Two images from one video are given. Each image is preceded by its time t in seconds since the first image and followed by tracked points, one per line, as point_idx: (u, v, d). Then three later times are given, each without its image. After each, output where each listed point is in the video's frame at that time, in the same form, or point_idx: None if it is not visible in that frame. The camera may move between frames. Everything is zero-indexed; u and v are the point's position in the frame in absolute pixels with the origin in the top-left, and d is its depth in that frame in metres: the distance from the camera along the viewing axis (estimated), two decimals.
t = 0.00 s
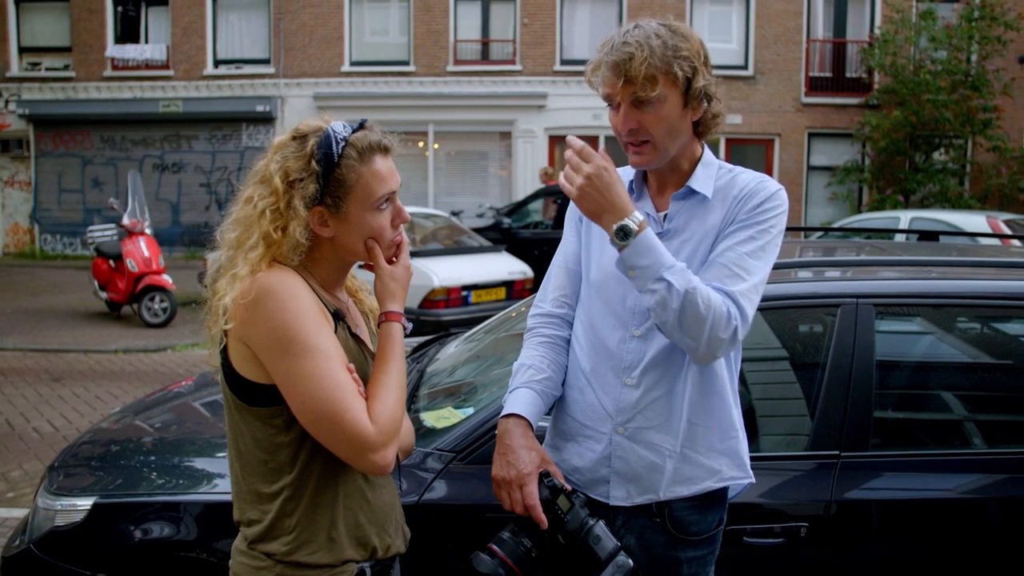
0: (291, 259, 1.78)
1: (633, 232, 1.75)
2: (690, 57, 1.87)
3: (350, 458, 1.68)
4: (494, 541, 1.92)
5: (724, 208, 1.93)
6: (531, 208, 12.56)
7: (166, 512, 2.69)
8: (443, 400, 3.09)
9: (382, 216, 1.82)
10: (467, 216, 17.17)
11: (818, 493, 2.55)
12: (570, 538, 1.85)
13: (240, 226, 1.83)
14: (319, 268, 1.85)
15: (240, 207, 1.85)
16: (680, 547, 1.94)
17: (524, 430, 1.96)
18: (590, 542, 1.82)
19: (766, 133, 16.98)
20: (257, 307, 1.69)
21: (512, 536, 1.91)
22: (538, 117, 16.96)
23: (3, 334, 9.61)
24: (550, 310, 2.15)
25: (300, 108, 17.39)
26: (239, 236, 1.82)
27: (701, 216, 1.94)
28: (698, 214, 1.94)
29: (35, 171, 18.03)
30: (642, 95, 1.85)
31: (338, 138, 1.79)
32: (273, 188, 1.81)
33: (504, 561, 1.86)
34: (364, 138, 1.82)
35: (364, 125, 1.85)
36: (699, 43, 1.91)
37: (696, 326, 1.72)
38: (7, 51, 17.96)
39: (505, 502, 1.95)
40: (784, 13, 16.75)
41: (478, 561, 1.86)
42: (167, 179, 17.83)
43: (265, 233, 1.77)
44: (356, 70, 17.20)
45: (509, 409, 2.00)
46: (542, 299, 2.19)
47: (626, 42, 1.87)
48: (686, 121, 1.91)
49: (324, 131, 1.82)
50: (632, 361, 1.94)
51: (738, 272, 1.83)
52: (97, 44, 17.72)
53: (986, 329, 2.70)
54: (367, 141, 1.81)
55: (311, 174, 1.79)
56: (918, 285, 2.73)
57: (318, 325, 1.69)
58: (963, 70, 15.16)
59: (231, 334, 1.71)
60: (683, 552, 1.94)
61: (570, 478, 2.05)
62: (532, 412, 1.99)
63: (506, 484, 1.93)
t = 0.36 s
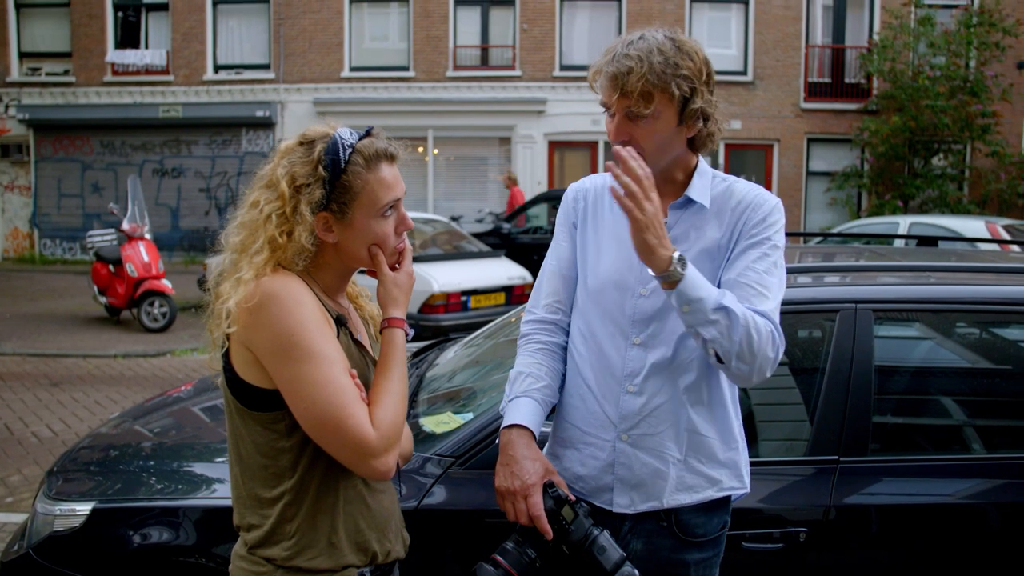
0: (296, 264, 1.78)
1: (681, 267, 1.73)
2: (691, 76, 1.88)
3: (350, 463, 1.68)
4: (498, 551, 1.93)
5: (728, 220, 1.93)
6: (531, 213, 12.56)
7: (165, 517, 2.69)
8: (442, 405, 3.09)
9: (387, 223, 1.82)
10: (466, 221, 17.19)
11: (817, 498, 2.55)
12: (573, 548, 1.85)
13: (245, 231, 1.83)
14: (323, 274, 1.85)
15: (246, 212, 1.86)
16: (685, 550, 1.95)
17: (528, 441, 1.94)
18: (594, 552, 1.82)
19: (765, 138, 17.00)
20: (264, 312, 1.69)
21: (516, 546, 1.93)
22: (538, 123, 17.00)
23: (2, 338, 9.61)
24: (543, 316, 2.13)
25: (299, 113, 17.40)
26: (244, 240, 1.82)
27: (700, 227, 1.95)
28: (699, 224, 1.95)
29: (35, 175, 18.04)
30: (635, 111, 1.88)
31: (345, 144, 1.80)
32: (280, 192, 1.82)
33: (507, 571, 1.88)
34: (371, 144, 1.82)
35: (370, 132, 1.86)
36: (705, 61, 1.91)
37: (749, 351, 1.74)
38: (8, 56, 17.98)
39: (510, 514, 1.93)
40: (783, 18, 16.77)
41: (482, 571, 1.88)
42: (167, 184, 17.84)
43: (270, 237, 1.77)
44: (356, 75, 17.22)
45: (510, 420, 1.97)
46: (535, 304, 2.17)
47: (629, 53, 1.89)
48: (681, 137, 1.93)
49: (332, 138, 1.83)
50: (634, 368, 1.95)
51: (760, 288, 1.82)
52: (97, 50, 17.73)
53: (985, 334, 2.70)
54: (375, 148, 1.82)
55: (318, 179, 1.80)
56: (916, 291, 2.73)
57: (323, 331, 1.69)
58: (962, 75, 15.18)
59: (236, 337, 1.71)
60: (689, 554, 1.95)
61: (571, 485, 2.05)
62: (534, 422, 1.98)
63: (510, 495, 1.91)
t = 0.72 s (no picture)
0: (294, 264, 1.79)
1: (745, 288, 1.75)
2: (705, 85, 1.90)
3: (347, 463, 1.69)
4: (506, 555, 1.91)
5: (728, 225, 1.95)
6: (530, 213, 12.57)
7: (165, 517, 2.70)
8: (442, 405, 3.09)
9: (385, 224, 1.83)
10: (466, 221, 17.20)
11: (816, 496, 2.56)
12: (582, 549, 1.85)
13: (244, 230, 1.84)
14: (320, 274, 1.86)
15: (245, 211, 1.87)
16: (688, 542, 1.96)
17: (534, 445, 1.94)
18: (605, 551, 1.82)
19: (765, 138, 16.99)
20: (264, 310, 1.69)
21: (525, 550, 1.91)
22: (538, 123, 17.02)
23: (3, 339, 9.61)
24: (537, 315, 2.12)
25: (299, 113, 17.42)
26: (243, 239, 1.83)
27: (697, 230, 1.96)
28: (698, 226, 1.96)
29: (35, 176, 18.05)
30: (651, 117, 1.88)
31: (344, 144, 1.80)
32: (279, 192, 1.82)
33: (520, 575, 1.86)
34: (370, 145, 1.82)
35: (370, 132, 1.86)
36: (715, 67, 1.93)
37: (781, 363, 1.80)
38: (8, 56, 17.99)
39: (518, 518, 1.93)
40: (783, 18, 16.77)
41: None
42: (167, 185, 17.85)
43: (269, 236, 1.78)
44: (356, 76, 17.23)
45: (516, 424, 1.97)
46: (527, 301, 2.15)
47: (648, 58, 1.87)
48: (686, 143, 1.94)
49: (331, 138, 1.83)
50: (633, 370, 1.96)
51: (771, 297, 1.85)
52: (96, 50, 17.72)
53: (984, 333, 2.70)
54: (374, 148, 1.82)
55: (317, 179, 1.80)
56: (916, 290, 2.74)
57: (321, 331, 1.70)
58: (961, 75, 15.19)
59: (234, 332, 1.71)
60: (691, 546, 1.96)
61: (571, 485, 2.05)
62: (538, 425, 1.98)
63: (519, 499, 1.91)
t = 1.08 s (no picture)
0: (288, 265, 1.79)
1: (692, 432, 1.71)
2: (663, 77, 1.87)
3: (340, 463, 1.70)
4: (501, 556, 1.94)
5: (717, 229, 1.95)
6: (528, 215, 12.57)
7: (162, 517, 2.70)
8: (438, 407, 3.10)
9: (379, 225, 1.84)
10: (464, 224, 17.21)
11: (812, 499, 2.57)
12: (575, 550, 1.84)
13: (237, 231, 1.84)
14: (314, 275, 1.86)
15: (238, 212, 1.87)
16: (683, 542, 1.97)
17: (525, 449, 1.95)
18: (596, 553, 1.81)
19: (762, 142, 17.03)
20: (255, 317, 1.69)
21: (518, 550, 1.93)
22: (536, 125, 17.04)
23: None
24: (535, 319, 2.13)
25: (298, 115, 17.43)
26: (236, 241, 1.83)
27: (689, 233, 1.96)
28: (689, 230, 1.96)
29: (32, 176, 18.04)
30: (612, 121, 1.87)
31: (337, 146, 1.81)
32: (272, 194, 1.83)
33: None
34: (363, 147, 1.83)
35: (363, 134, 1.87)
36: (675, 59, 1.89)
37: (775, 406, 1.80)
38: (6, 57, 17.97)
39: (511, 522, 1.95)
40: (781, 22, 16.81)
41: None
42: (165, 186, 17.85)
43: (262, 238, 1.78)
44: (354, 78, 17.24)
45: (507, 429, 1.97)
46: (527, 307, 2.17)
47: (596, 64, 1.87)
48: (662, 139, 1.92)
49: (324, 139, 1.84)
50: (627, 375, 1.97)
51: (759, 309, 1.85)
52: (95, 51, 17.71)
53: (980, 337, 2.71)
54: (366, 150, 1.83)
55: (310, 181, 1.81)
56: (911, 293, 2.75)
57: (313, 334, 1.71)
58: (958, 80, 15.24)
59: (227, 336, 1.72)
60: (687, 545, 1.98)
61: (567, 488, 2.07)
62: (530, 429, 1.98)
63: (510, 503, 1.93)
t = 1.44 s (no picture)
0: (284, 260, 1.80)
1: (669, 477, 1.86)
2: (654, 75, 1.86)
3: (336, 458, 1.71)
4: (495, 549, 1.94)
5: (712, 230, 1.96)
6: (528, 214, 12.60)
7: (161, 509, 2.71)
8: (438, 403, 3.11)
9: (375, 221, 1.85)
10: (465, 222, 17.20)
11: (809, 500, 2.58)
12: (567, 544, 1.85)
13: (234, 226, 1.85)
14: (311, 271, 1.88)
15: (235, 208, 1.88)
16: (676, 541, 1.99)
17: (520, 445, 1.97)
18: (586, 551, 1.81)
19: (764, 143, 17.05)
20: (253, 313, 1.70)
21: (512, 544, 1.92)
22: (537, 124, 17.05)
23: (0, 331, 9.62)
24: (537, 317, 2.15)
25: (299, 111, 17.42)
26: (233, 237, 1.84)
27: (685, 232, 1.97)
28: (685, 229, 1.97)
29: (34, 169, 18.04)
30: (603, 120, 1.88)
31: (333, 143, 1.82)
32: (268, 189, 1.83)
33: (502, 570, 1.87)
34: (359, 143, 1.84)
35: (359, 130, 1.88)
36: (667, 57, 1.89)
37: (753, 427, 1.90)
38: (8, 49, 17.97)
39: (506, 517, 1.96)
40: (784, 24, 16.82)
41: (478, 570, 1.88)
42: (166, 180, 17.86)
43: (258, 234, 1.79)
44: (356, 74, 17.24)
45: (504, 425, 2.01)
46: (528, 306, 2.18)
47: (587, 65, 1.89)
48: (656, 137, 1.92)
49: (320, 135, 1.85)
50: (622, 375, 1.98)
51: (752, 314, 1.88)
52: (98, 45, 17.72)
53: (979, 341, 2.72)
54: (362, 146, 1.84)
55: (305, 177, 1.82)
56: (911, 297, 2.76)
57: (311, 330, 1.72)
58: (961, 84, 15.24)
59: (225, 330, 1.73)
60: (679, 544, 1.99)
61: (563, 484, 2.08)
62: (526, 425, 2.01)
63: (505, 498, 1.95)
